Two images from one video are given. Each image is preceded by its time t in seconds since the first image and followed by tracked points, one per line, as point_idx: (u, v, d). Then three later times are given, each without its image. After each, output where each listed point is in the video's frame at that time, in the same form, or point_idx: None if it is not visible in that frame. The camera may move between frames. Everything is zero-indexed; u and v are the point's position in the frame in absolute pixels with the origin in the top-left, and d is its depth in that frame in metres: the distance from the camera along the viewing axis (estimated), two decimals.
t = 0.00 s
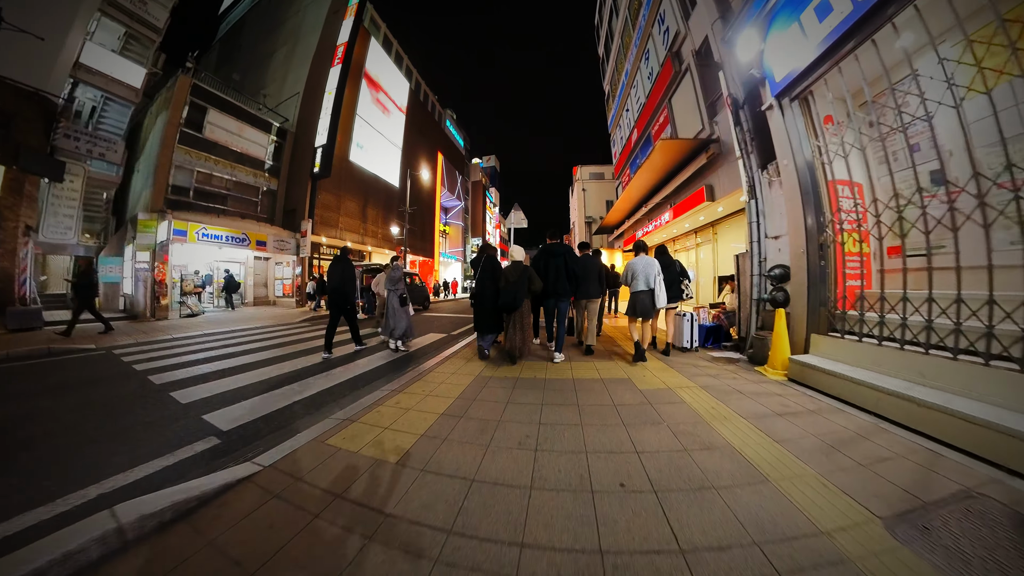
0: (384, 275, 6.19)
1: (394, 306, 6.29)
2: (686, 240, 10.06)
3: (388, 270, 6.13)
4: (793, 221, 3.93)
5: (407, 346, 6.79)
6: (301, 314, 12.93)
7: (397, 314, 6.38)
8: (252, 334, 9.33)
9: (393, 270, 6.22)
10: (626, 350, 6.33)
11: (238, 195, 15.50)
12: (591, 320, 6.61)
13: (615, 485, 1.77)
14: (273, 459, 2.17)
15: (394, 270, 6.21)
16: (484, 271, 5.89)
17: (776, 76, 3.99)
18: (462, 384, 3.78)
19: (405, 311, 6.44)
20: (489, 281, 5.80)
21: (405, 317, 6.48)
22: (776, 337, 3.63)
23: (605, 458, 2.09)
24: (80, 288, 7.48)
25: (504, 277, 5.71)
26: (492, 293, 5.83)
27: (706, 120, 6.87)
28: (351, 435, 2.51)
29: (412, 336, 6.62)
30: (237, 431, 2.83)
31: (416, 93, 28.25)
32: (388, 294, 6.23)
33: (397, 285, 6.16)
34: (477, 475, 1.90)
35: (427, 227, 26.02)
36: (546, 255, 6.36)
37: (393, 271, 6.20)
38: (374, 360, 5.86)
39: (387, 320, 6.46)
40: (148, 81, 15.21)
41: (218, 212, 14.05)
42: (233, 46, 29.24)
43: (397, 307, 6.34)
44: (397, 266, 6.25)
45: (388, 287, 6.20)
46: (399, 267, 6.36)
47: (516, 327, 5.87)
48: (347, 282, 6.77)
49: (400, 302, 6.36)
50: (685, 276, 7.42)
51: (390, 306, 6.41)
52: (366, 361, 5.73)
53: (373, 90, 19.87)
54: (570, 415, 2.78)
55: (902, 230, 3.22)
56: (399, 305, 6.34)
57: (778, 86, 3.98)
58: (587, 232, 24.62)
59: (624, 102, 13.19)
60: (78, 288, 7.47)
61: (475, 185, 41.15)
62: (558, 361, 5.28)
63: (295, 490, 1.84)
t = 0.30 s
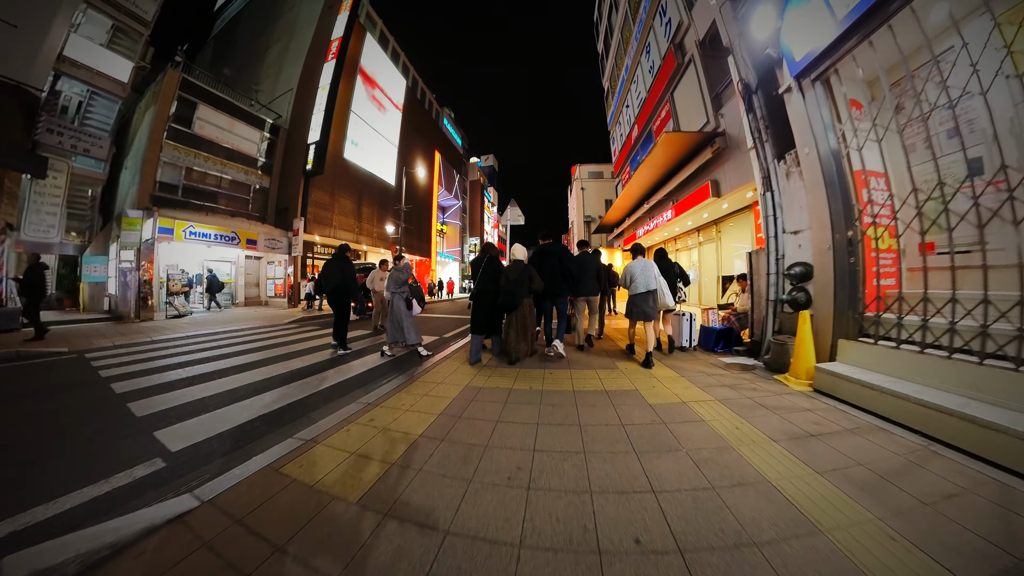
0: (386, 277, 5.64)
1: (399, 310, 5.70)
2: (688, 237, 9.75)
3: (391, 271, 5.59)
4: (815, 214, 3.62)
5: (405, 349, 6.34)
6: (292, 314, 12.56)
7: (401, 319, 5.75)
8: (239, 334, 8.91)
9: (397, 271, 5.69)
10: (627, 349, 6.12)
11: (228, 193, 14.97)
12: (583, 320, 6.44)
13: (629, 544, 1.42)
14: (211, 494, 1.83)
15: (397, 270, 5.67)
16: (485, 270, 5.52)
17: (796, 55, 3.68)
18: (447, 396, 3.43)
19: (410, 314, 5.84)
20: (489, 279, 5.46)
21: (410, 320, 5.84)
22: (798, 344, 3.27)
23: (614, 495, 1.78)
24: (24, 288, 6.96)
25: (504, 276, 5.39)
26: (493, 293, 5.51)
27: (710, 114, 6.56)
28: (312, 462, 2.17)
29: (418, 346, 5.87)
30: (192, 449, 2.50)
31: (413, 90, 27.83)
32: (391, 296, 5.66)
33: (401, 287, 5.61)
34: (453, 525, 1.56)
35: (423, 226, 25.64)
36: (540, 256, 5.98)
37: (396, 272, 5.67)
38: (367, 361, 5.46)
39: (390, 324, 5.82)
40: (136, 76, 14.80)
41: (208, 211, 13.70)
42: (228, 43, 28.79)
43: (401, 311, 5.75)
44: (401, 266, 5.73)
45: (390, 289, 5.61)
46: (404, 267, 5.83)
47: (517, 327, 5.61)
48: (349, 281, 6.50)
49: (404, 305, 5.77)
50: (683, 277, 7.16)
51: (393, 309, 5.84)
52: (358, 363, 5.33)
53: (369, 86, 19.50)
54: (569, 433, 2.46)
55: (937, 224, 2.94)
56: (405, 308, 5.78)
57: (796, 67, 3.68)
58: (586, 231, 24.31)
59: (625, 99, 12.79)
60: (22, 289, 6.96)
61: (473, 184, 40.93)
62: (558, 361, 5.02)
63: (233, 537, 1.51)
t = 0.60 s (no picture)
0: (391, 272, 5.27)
1: (404, 308, 5.24)
2: (691, 237, 9.42)
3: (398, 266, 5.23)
4: (844, 207, 3.26)
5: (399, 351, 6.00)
6: (282, 314, 12.20)
7: (405, 317, 5.25)
8: (223, 335, 8.52)
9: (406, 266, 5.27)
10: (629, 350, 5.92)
11: (218, 190, 14.53)
12: (581, 321, 6.11)
13: None
14: (129, 541, 1.52)
15: (403, 265, 5.28)
16: (489, 267, 5.28)
17: (821, 29, 3.36)
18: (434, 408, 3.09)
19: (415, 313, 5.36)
20: (493, 277, 5.24)
21: (415, 320, 5.33)
22: (825, 351, 2.95)
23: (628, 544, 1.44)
24: None
25: (508, 275, 5.15)
26: (497, 294, 5.26)
27: (716, 106, 6.26)
28: (261, 496, 1.85)
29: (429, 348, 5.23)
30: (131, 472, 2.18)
31: (410, 87, 27.44)
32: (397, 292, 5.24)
33: (408, 282, 5.19)
34: None
35: (420, 225, 25.25)
36: (541, 252, 5.64)
37: (401, 266, 5.29)
38: (356, 365, 5.11)
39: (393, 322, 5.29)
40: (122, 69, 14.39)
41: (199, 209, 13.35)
42: (221, 37, 28.25)
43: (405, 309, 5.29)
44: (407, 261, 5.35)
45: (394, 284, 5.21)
46: (409, 264, 5.47)
47: (527, 328, 5.48)
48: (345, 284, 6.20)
49: (409, 303, 5.33)
50: (686, 277, 6.86)
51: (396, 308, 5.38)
52: (347, 367, 4.98)
53: (365, 82, 19.12)
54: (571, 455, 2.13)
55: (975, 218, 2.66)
56: (410, 307, 5.33)
57: (820, 42, 3.36)
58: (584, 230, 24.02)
59: (624, 95, 12.45)
60: None
61: (471, 183, 40.57)
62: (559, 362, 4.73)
63: None
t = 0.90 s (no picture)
0: (395, 272, 4.76)
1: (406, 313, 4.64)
2: (694, 236, 9.11)
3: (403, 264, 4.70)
4: (878, 198, 2.88)
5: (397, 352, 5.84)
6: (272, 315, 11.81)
7: (405, 324, 4.66)
8: (206, 337, 8.04)
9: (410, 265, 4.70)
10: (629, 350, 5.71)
11: (207, 188, 14.02)
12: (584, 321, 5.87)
13: None
14: None
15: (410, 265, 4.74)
16: (489, 267, 4.95)
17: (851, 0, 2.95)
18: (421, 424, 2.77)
19: (417, 320, 4.75)
20: (493, 277, 4.88)
21: (417, 328, 4.73)
22: (860, 363, 2.66)
23: None
24: None
25: (508, 275, 4.82)
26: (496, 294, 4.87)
27: (722, 98, 5.95)
28: (195, 550, 1.54)
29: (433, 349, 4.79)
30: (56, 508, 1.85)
31: (406, 84, 27.04)
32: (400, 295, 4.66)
33: (413, 284, 4.64)
34: None
35: (415, 224, 24.84)
36: (545, 252, 5.44)
37: (407, 265, 4.74)
38: (351, 368, 4.87)
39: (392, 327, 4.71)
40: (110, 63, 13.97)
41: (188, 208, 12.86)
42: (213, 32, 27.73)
43: (407, 314, 4.68)
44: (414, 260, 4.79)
45: (399, 286, 4.64)
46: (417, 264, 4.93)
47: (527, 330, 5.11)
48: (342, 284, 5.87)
49: (412, 308, 4.72)
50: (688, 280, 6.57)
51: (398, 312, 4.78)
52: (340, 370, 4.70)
53: (360, 79, 18.74)
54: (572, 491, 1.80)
55: None
56: (412, 312, 4.71)
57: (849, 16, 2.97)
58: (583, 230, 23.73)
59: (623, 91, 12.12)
60: None
61: (468, 182, 40.21)
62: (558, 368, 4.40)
63: None
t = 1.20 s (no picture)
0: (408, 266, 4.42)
1: (422, 310, 4.32)
2: (696, 235, 8.91)
3: (417, 258, 4.36)
4: (915, 190, 2.62)
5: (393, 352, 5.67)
6: (263, 316, 11.48)
7: (420, 320, 4.33)
8: (193, 339, 7.70)
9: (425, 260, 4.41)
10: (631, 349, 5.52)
11: (198, 185, 13.62)
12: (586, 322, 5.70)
13: None
14: None
15: (425, 259, 4.42)
16: (488, 267, 4.72)
17: None
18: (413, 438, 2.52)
19: (432, 316, 4.42)
20: (493, 276, 4.66)
21: (433, 324, 4.40)
22: (896, 371, 2.44)
23: None
24: None
25: (508, 274, 4.58)
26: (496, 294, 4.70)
27: (728, 91, 5.73)
28: None
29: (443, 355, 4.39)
30: None
31: (403, 83, 26.76)
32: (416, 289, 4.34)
33: (429, 278, 4.35)
34: None
35: (412, 223, 24.52)
36: (551, 251, 5.31)
37: (420, 259, 4.42)
38: (346, 369, 4.65)
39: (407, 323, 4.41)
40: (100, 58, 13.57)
41: (180, 206, 12.47)
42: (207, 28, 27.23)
43: (422, 310, 4.36)
44: (427, 254, 4.49)
45: (413, 279, 4.31)
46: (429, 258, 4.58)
47: (527, 329, 4.85)
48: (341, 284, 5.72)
49: (427, 303, 4.40)
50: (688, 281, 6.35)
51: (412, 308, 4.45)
52: (333, 373, 4.46)
53: (356, 75, 18.41)
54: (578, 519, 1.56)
55: None
56: (427, 308, 4.39)
57: None
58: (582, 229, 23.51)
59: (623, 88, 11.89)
60: None
61: (466, 181, 39.94)
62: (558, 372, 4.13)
63: None
